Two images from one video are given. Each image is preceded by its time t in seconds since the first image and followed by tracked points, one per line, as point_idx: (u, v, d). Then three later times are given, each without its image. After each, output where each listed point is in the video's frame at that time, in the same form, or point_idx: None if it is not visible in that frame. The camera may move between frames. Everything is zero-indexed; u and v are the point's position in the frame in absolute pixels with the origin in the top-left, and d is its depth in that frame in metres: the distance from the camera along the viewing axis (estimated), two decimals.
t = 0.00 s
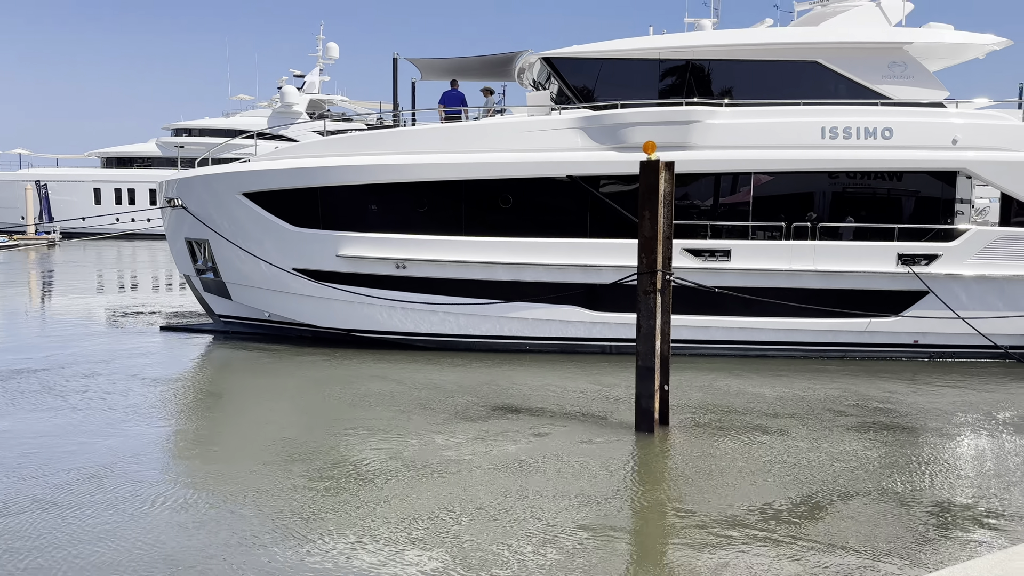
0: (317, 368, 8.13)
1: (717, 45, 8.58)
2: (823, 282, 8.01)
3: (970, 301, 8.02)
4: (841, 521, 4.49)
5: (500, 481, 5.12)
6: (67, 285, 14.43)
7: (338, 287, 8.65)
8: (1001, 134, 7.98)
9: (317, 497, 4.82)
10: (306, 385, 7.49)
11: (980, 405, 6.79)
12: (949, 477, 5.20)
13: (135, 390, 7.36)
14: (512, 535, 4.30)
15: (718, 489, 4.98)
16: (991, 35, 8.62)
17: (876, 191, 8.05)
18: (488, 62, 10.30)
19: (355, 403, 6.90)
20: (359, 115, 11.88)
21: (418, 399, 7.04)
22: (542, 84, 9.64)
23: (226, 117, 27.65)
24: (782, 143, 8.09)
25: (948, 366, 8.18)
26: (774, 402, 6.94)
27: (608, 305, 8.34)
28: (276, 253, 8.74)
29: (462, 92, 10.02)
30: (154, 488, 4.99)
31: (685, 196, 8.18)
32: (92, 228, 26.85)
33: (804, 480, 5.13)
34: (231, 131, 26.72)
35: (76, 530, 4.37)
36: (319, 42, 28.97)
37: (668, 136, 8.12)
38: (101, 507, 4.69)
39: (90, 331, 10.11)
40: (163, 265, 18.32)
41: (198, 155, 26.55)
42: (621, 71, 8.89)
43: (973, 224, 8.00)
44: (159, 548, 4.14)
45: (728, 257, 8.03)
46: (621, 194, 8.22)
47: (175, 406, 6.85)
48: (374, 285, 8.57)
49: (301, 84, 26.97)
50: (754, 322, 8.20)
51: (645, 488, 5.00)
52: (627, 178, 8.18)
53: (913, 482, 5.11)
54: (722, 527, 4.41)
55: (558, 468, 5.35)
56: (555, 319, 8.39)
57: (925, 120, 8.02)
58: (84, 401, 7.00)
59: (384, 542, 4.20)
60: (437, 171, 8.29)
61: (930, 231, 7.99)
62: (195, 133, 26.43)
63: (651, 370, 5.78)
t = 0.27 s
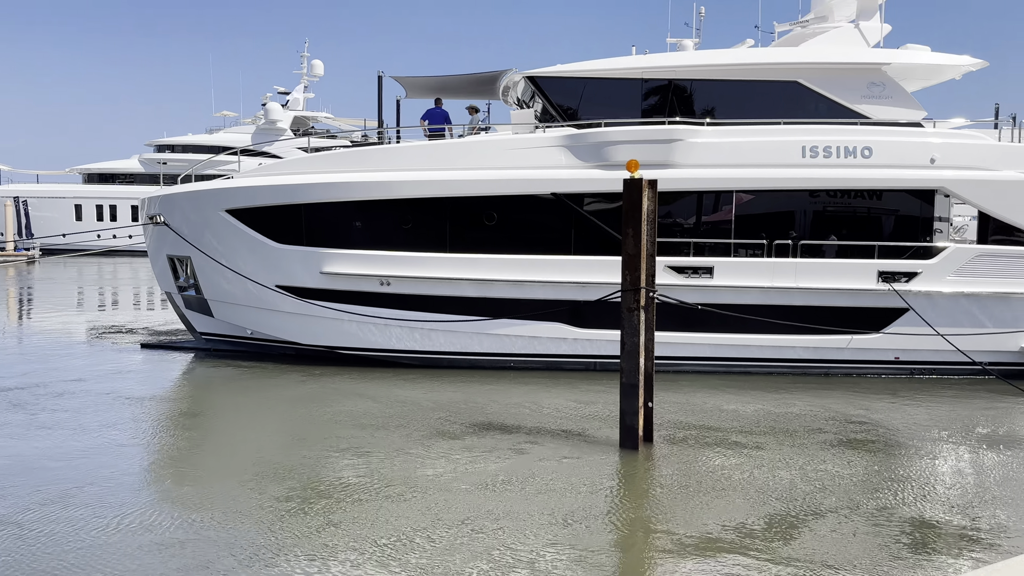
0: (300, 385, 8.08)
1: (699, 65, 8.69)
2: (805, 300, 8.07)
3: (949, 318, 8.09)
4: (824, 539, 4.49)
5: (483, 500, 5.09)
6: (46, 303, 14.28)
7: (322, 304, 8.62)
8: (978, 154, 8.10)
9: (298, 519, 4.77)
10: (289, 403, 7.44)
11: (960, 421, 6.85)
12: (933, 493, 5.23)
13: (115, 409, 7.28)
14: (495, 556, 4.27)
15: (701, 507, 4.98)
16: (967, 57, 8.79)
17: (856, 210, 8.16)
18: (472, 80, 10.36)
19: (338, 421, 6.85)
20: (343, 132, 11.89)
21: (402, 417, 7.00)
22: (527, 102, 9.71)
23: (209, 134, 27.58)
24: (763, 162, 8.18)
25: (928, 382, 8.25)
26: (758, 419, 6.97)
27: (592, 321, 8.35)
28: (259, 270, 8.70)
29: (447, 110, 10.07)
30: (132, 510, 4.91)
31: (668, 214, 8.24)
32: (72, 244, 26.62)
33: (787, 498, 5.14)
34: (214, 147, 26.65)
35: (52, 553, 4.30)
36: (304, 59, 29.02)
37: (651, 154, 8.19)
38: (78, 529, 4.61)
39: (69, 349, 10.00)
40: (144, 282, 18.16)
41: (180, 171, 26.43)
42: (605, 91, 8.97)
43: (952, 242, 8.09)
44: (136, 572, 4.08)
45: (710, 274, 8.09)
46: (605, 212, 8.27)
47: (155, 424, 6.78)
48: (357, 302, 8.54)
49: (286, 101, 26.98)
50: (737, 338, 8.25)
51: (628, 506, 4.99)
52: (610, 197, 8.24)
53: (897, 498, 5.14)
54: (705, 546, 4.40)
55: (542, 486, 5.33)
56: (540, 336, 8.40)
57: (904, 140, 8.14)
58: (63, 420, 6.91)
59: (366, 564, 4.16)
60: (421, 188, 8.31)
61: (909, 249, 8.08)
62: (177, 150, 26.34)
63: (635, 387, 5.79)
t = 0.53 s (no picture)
0: (278, 405, 8.00)
1: (677, 87, 8.79)
2: (782, 319, 8.14)
3: (923, 337, 8.18)
4: (802, 559, 4.50)
5: (461, 521, 5.05)
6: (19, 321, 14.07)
7: (300, 323, 8.56)
8: (950, 176, 8.24)
9: (273, 542, 4.69)
10: (266, 423, 7.36)
11: (936, 440, 6.91)
12: (909, 512, 5.27)
13: (88, 429, 7.16)
14: None
15: (680, 527, 4.97)
16: (938, 81, 8.98)
17: (832, 231, 8.25)
18: (453, 100, 10.41)
19: (315, 442, 6.78)
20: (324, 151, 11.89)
21: (380, 437, 6.94)
22: (506, 123, 9.78)
23: (187, 151, 27.44)
24: (740, 184, 8.28)
25: (904, 401, 8.33)
26: (736, 438, 7.00)
27: (572, 341, 8.37)
28: (237, 288, 8.63)
29: (427, 130, 10.11)
30: (103, 534, 4.82)
31: (646, 234, 8.29)
32: (46, 262, 26.29)
33: (766, 518, 5.15)
34: (192, 165, 26.50)
35: None
36: (284, 78, 29.02)
37: (630, 175, 8.26)
38: (47, 554, 4.51)
39: (42, 368, 9.84)
40: (120, 301, 17.96)
41: (157, 189, 26.24)
42: (584, 112, 9.06)
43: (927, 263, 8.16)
44: None
45: (689, 293, 8.14)
46: (584, 232, 8.30)
47: (129, 446, 6.68)
48: (337, 321, 8.49)
49: (265, 119, 26.93)
50: (716, 358, 8.30)
51: (608, 527, 4.97)
52: (589, 216, 8.27)
53: (874, 517, 5.17)
54: (685, 567, 4.39)
55: (521, 507, 5.30)
56: (520, 355, 8.39)
57: (877, 162, 8.27)
58: (34, 441, 6.78)
59: None
60: (402, 207, 8.30)
61: (884, 269, 8.16)
62: (155, 167, 26.18)
63: (615, 407, 5.79)
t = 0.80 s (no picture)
0: (250, 426, 7.90)
1: (651, 110, 8.90)
2: (755, 340, 8.22)
3: (893, 358, 8.27)
4: None
5: (435, 544, 5.00)
6: None
7: (273, 343, 8.48)
8: (918, 199, 8.38)
9: (243, 567, 4.61)
10: (237, 445, 7.26)
11: (907, 459, 6.99)
12: (879, 532, 5.31)
13: (54, 451, 7.01)
14: None
15: (655, 549, 4.97)
16: (906, 107, 9.19)
17: (802, 253, 8.38)
18: (429, 121, 10.45)
19: (287, 464, 6.69)
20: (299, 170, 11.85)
21: (354, 459, 6.87)
22: (482, 144, 9.83)
23: (159, 169, 27.20)
24: (713, 206, 8.37)
25: (875, 421, 8.42)
26: (710, 458, 7.03)
27: (547, 360, 8.34)
28: (210, 307, 8.54)
29: (404, 150, 10.12)
30: (67, 559, 4.70)
31: (621, 255, 8.36)
32: (13, 280, 25.83)
33: (739, 538, 5.16)
34: (164, 183, 26.25)
35: None
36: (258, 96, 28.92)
37: (605, 196, 8.32)
38: None
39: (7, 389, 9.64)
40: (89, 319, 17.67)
41: (128, 207, 25.95)
42: (559, 134, 9.13)
43: (895, 284, 8.33)
44: None
45: (664, 313, 8.20)
46: (560, 252, 8.35)
47: (96, 468, 6.54)
48: (311, 341, 8.43)
49: (239, 138, 26.80)
50: (690, 378, 8.35)
51: (583, 549, 4.95)
52: (565, 237, 8.33)
53: (846, 537, 5.20)
54: None
55: (496, 529, 5.26)
56: (495, 376, 8.37)
57: (847, 185, 8.42)
58: None
59: None
60: (377, 226, 8.29)
61: (854, 290, 8.29)
62: (127, 185, 25.92)
63: (592, 427, 5.79)
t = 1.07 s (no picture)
0: (216, 449, 7.76)
1: (622, 133, 9.01)
2: (724, 361, 8.29)
3: (860, 379, 8.40)
4: None
5: (404, 569, 4.93)
6: None
7: (241, 364, 8.36)
8: (883, 223, 8.55)
9: None
10: (202, 467, 7.13)
11: (874, 479, 7.06)
12: (848, 553, 5.32)
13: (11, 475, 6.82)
14: None
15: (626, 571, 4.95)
16: (870, 133, 9.40)
17: (771, 275, 8.49)
18: (402, 141, 10.46)
19: (254, 487, 6.58)
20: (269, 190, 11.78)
21: (322, 481, 6.78)
22: (456, 164, 9.89)
23: (127, 187, 26.86)
24: (683, 228, 8.47)
25: (843, 442, 8.50)
26: (681, 479, 7.03)
27: (519, 381, 8.37)
28: (177, 328, 8.41)
29: (376, 170, 10.12)
30: None
31: (593, 276, 8.41)
32: None
33: (709, 560, 5.17)
34: (131, 201, 25.91)
35: None
36: (228, 115, 28.74)
37: (577, 218, 8.38)
38: None
39: None
40: (51, 339, 17.31)
41: (94, 225, 25.55)
42: (532, 155, 9.20)
43: (861, 305, 8.49)
44: None
45: (635, 334, 8.23)
46: (532, 272, 8.36)
47: (56, 493, 6.37)
48: (279, 362, 8.33)
49: (208, 156, 26.58)
50: (661, 399, 8.38)
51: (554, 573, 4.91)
52: (537, 258, 8.35)
53: (815, 559, 5.21)
54: None
55: (466, 553, 5.21)
56: (466, 397, 8.33)
57: (813, 209, 8.57)
58: None
59: None
60: (349, 246, 8.25)
61: (821, 312, 8.42)
62: (93, 203, 25.55)
63: (563, 448, 5.78)
